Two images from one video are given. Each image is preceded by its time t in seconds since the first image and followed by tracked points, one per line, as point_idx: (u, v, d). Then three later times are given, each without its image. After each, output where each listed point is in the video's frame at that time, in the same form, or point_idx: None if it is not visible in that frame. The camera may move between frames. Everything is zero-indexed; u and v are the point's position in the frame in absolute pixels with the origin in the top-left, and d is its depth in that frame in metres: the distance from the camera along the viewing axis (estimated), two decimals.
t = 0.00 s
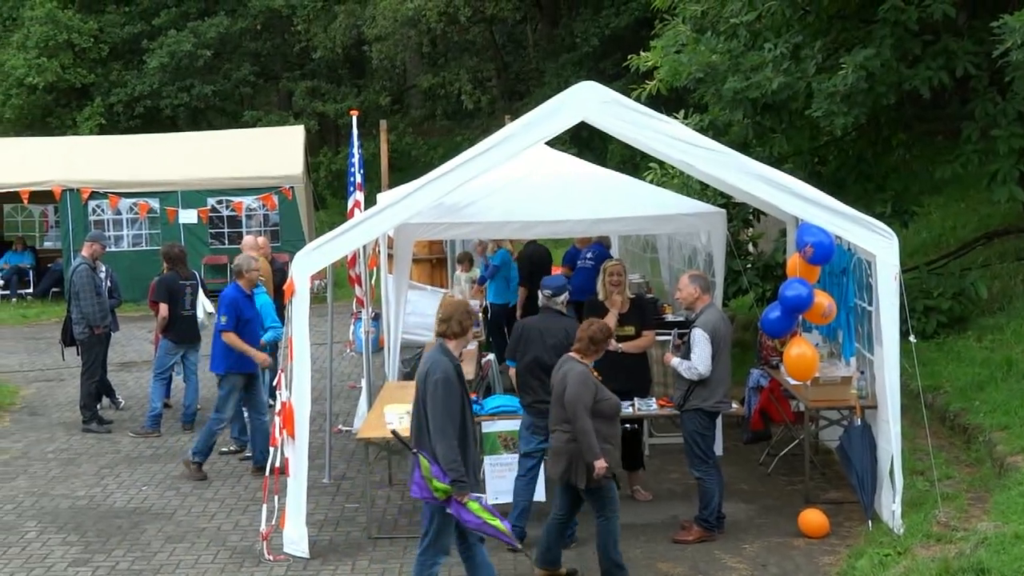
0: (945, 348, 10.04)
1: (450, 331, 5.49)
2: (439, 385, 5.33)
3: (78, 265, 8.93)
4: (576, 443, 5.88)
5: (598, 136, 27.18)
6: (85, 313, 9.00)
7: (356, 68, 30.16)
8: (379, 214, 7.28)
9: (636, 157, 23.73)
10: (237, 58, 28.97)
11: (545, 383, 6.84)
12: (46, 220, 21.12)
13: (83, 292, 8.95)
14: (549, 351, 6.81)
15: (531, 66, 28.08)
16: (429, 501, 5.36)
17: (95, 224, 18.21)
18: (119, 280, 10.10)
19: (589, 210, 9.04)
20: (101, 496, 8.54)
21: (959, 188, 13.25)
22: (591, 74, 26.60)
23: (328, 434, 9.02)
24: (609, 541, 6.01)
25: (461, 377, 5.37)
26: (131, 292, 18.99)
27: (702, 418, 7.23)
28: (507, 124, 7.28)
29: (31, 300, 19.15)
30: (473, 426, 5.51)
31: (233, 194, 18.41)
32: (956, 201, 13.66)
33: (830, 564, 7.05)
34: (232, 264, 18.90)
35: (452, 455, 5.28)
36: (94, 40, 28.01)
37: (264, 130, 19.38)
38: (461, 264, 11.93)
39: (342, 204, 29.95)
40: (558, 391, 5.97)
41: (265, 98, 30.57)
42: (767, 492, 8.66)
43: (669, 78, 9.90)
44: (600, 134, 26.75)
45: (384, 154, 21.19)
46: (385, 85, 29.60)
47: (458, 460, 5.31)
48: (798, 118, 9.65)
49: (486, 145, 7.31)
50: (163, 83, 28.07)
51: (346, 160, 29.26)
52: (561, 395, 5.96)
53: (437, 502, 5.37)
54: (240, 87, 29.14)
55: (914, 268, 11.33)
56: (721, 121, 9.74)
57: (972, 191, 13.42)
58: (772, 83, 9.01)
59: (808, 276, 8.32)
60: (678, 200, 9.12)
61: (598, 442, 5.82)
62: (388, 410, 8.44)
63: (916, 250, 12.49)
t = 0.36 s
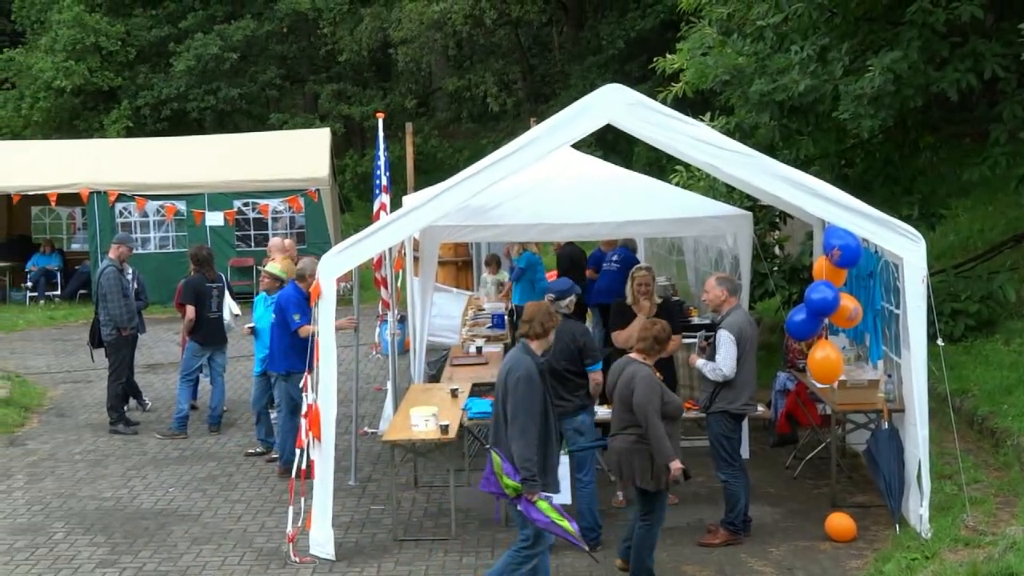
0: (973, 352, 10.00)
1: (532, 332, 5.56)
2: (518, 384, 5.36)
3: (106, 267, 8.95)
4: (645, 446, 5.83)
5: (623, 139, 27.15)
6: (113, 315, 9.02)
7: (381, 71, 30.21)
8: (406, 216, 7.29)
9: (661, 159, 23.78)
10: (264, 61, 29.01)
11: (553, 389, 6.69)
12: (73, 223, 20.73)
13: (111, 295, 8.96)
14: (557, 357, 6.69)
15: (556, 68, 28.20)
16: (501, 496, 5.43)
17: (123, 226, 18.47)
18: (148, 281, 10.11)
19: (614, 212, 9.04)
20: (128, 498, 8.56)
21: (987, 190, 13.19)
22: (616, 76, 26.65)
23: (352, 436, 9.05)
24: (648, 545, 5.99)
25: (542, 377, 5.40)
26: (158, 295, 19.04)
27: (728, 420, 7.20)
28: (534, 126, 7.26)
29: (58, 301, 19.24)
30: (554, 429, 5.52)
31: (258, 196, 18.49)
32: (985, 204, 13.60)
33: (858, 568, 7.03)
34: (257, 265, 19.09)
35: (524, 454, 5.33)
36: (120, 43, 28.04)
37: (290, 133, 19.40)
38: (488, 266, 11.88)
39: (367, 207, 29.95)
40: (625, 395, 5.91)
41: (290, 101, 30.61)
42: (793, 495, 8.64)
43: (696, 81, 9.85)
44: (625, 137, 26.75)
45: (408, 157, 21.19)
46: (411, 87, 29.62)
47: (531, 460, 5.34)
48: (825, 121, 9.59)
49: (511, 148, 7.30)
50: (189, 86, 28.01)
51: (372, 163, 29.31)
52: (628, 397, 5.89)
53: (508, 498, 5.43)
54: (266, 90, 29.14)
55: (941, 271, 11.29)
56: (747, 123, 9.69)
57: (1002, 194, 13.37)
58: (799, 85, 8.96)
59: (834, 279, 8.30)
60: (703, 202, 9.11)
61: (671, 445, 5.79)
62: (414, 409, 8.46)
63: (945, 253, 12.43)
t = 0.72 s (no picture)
0: (1001, 358, 9.96)
1: (602, 338, 5.57)
2: (586, 391, 5.39)
3: (133, 271, 8.96)
4: (701, 451, 5.80)
5: (648, 143, 27.11)
6: (139, 319, 9.02)
7: (406, 76, 30.29)
8: (430, 221, 7.34)
9: (687, 164, 23.75)
10: (288, 65, 29.13)
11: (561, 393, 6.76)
12: (99, 227, 21.04)
13: (137, 299, 8.99)
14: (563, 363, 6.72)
15: (581, 72, 28.26)
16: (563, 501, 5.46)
17: (148, 231, 18.39)
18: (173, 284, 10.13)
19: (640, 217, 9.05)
20: (153, 501, 8.59)
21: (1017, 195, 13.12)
22: (641, 80, 26.60)
23: (376, 439, 9.09)
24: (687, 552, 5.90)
25: (610, 385, 5.40)
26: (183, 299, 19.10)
27: (753, 425, 7.17)
28: (558, 131, 7.28)
29: (84, 305, 19.31)
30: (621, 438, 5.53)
31: (283, 200, 18.45)
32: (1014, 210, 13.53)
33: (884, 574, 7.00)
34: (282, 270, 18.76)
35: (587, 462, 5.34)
36: (147, 48, 28.20)
37: (316, 138, 19.44)
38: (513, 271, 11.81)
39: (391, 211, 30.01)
40: (680, 400, 5.88)
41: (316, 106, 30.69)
42: (819, 501, 8.61)
43: (721, 86, 9.78)
44: (649, 141, 26.76)
45: (432, 161, 21.17)
46: (436, 92, 29.66)
47: (596, 469, 5.35)
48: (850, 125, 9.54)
49: (536, 153, 7.31)
50: (215, 90, 28.20)
51: (397, 167, 29.41)
52: (683, 402, 5.87)
53: (571, 504, 5.46)
54: (291, 95, 29.27)
55: (968, 275, 11.24)
56: (772, 127, 9.65)
57: None
58: (824, 89, 8.93)
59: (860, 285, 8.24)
60: (729, 206, 9.11)
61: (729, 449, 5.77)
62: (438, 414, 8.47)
63: (973, 258, 12.39)
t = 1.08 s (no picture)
0: None
1: (674, 344, 5.71)
2: (665, 400, 5.54)
3: (160, 277, 8.99)
4: (759, 448, 5.73)
5: (674, 149, 27.22)
6: (166, 325, 9.06)
7: (432, 82, 30.41)
8: (456, 228, 7.34)
9: (713, 170, 23.79)
10: (315, 72, 29.41)
11: (577, 399, 6.76)
12: (127, 234, 21.67)
13: (165, 306, 9.01)
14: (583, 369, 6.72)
15: (607, 78, 28.34)
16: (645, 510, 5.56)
17: (176, 237, 18.48)
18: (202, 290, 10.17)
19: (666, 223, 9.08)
20: (181, 507, 8.61)
21: None
22: (667, 86, 26.68)
23: (404, 445, 9.14)
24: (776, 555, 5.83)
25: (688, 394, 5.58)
26: (211, 305, 19.19)
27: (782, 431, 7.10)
28: (583, 138, 7.27)
29: (112, 312, 19.35)
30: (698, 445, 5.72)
31: (310, 207, 18.52)
32: None
33: None
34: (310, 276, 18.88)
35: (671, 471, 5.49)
36: (174, 55, 28.42)
37: (343, 145, 19.54)
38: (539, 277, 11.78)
39: (418, 217, 30.17)
40: (733, 398, 5.84)
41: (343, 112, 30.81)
42: (847, 508, 8.58)
43: (748, 91, 9.74)
44: (676, 147, 26.87)
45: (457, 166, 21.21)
46: (461, 98, 29.79)
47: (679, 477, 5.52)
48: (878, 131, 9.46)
49: (563, 160, 7.32)
50: (242, 97, 28.43)
51: (423, 173, 29.55)
52: (737, 400, 5.82)
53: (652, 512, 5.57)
54: (317, 101, 29.44)
55: (997, 282, 11.19)
56: (799, 134, 9.60)
57: None
58: (852, 95, 8.87)
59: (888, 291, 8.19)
60: (756, 212, 9.14)
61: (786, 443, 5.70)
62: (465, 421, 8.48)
63: (1004, 264, 12.36)
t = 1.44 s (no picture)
0: None
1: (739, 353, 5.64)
2: (728, 409, 5.51)
3: (189, 284, 9.02)
4: (818, 458, 5.77)
5: (702, 156, 27.16)
6: (195, 332, 9.08)
7: (459, 89, 30.45)
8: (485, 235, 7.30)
9: (741, 177, 23.79)
10: (343, 80, 29.50)
11: (607, 406, 6.76)
12: (156, 241, 21.70)
13: (194, 312, 9.03)
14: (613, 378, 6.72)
15: (636, 85, 28.25)
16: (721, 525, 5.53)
17: (204, 244, 18.66)
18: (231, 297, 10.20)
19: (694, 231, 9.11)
20: (209, 514, 8.63)
21: None
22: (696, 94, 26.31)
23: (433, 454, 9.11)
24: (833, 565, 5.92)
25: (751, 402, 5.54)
26: (240, 312, 19.27)
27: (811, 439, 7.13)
28: (612, 145, 7.24)
29: (140, 319, 19.41)
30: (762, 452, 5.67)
31: (338, 213, 18.53)
32: None
33: None
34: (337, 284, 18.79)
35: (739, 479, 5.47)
36: (203, 62, 28.68)
37: (370, 153, 19.55)
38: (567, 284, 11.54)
39: (445, 225, 30.26)
40: (793, 407, 5.83)
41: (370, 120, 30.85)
42: (876, 517, 8.52)
43: (776, 98, 9.68)
44: (704, 154, 26.80)
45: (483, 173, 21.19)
46: (489, 106, 29.83)
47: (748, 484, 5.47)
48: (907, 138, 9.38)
49: (590, 167, 7.28)
50: (270, 105, 28.54)
51: (450, 181, 29.64)
52: (794, 410, 5.82)
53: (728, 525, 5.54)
54: (345, 109, 29.49)
55: None
56: (828, 141, 9.55)
57: None
58: (881, 102, 8.77)
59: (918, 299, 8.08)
60: (783, 220, 9.15)
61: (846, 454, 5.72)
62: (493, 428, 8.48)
63: None
